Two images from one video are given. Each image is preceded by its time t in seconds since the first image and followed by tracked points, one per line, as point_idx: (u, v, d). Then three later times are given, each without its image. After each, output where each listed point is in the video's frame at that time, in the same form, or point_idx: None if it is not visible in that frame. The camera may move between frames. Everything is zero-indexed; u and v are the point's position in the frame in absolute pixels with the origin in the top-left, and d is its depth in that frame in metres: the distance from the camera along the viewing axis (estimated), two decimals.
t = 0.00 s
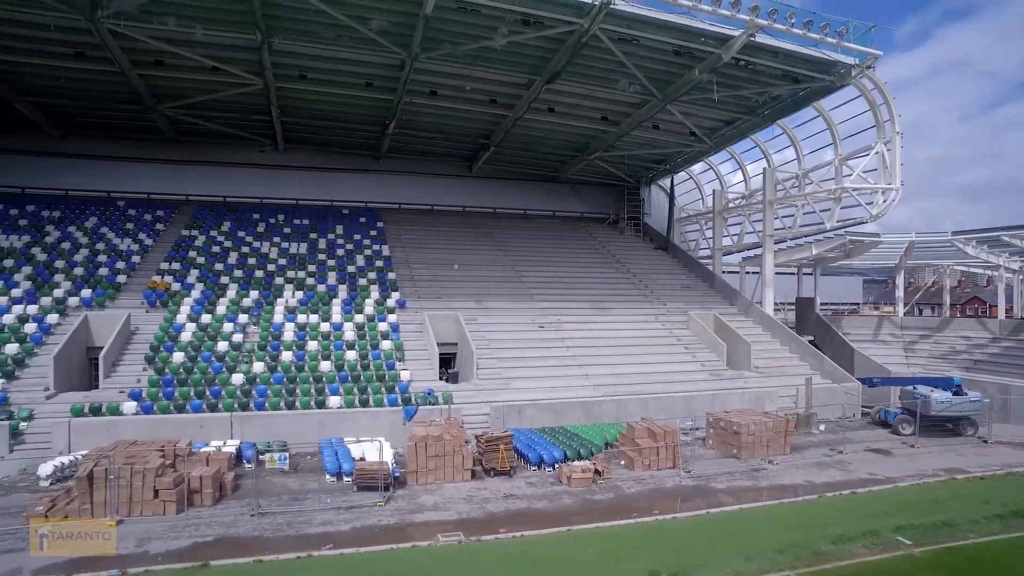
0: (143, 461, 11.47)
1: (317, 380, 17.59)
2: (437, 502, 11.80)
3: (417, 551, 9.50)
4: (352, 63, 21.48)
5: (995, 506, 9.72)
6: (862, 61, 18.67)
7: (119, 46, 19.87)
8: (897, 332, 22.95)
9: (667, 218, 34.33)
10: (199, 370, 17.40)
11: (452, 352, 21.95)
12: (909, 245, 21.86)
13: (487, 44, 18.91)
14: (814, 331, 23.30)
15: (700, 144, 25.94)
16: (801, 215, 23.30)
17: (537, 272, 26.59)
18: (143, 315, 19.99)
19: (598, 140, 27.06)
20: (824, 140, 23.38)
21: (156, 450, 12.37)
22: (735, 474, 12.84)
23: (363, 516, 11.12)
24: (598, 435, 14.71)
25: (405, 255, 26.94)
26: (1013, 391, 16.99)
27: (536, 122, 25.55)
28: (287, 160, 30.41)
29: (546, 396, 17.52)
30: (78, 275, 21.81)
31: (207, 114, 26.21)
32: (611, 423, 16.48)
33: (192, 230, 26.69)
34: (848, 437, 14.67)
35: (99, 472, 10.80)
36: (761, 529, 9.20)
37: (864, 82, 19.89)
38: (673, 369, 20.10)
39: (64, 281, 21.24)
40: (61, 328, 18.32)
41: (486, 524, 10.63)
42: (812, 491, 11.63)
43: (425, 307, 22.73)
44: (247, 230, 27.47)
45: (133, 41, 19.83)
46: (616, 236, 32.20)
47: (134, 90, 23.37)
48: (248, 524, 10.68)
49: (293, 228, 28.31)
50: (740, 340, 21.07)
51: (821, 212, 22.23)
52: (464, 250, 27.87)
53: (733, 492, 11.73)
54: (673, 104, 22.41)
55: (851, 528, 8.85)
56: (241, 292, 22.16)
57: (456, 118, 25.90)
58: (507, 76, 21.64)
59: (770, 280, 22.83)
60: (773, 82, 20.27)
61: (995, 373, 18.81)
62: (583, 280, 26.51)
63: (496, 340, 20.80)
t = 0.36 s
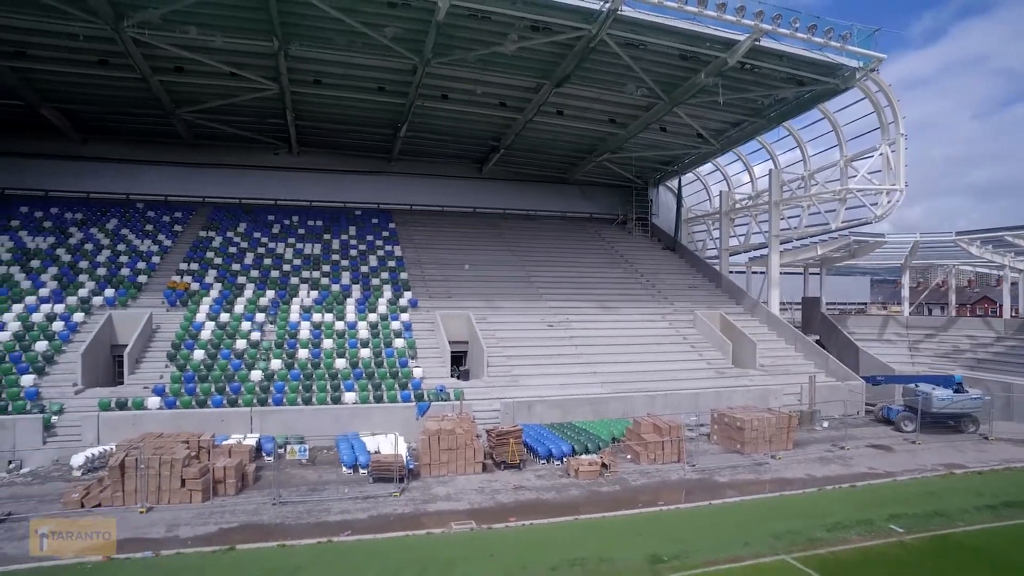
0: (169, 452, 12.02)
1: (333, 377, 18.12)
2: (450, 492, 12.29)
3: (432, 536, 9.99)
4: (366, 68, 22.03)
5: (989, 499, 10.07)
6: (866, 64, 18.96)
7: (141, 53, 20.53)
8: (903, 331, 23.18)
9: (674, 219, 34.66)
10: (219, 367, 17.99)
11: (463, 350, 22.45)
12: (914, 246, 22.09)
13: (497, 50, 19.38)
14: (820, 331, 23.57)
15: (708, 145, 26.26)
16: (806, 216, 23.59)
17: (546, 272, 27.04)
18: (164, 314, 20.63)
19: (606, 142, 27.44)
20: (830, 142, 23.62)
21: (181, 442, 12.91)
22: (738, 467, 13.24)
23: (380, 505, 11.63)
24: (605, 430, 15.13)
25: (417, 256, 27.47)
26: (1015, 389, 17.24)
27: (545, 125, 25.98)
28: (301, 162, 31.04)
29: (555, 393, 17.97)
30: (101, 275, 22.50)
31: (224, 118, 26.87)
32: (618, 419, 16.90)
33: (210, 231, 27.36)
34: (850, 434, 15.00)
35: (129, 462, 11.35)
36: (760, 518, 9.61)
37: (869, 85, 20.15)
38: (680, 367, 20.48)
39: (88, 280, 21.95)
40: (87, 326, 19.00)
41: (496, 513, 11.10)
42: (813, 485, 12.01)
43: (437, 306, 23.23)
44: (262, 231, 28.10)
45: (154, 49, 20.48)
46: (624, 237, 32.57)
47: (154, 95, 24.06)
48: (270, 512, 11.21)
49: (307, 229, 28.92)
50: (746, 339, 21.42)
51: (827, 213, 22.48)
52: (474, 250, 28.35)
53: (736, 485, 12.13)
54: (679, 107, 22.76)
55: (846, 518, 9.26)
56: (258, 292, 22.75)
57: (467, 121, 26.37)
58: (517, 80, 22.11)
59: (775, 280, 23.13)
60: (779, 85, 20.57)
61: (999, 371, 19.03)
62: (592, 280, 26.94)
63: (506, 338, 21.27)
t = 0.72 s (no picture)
0: (195, 444, 12.62)
1: (348, 373, 18.70)
2: (462, 483, 12.82)
3: (446, 523, 10.54)
4: (378, 74, 22.60)
5: (980, 492, 10.46)
6: (868, 68, 19.29)
7: (162, 61, 21.23)
8: (907, 330, 23.47)
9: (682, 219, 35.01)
10: (238, 365, 18.60)
11: (473, 349, 22.99)
12: (917, 246, 22.38)
13: (507, 56, 19.89)
14: (824, 330, 23.91)
15: (714, 147, 26.62)
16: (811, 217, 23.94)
17: (554, 272, 27.53)
18: (184, 313, 21.31)
19: (613, 144, 27.85)
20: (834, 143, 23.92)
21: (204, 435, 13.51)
22: (740, 461, 13.68)
23: (395, 494, 12.18)
24: (612, 425, 15.60)
25: (428, 256, 28.04)
26: (1015, 386, 17.56)
27: (553, 128, 26.45)
28: (314, 165, 31.70)
29: (563, 390, 18.46)
30: (123, 275, 23.24)
31: (240, 122, 27.57)
32: (625, 415, 17.36)
33: (226, 232, 28.06)
34: (851, 430, 15.38)
35: (158, 453, 11.97)
36: (758, 507, 10.06)
37: (872, 87, 20.46)
38: (685, 365, 20.91)
39: (111, 280, 22.69)
40: (112, 325, 19.72)
41: (506, 502, 11.62)
42: (812, 478, 12.42)
43: (448, 306, 23.78)
44: (277, 232, 28.77)
45: (174, 57, 21.17)
46: (631, 237, 32.99)
47: (173, 101, 24.78)
48: (291, 501, 11.79)
49: (320, 230, 29.57)
50: (750, 338, 21.82)
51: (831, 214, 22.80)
52: (484, 251, 28.87)
53: (737, 478, 12.57)
54: (685, 110, 23.16)
55: (840, 509, 9.70)
56: (274, 292, 23.38)
57: (476, 124, 26.90)
58: (525, 85, 22.59)
59: (780, 280, 23.50)
60: (783, 88, 20.94)
61: (1002, 370, 19.30)
62: (599, 280, 27.40)
63: (515, 336, 21.77)
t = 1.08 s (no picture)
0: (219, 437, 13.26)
1: (362, 371, 19.32)
2: (473, 475, 13.39)
3: (458, 511, 11.11)
4: (390, 80, 23.22)
5: (970, 485, 10.90)
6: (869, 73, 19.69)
7: (182, 68, 21.96)
8: (910, 330, 23.81)
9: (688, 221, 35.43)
10: (256, 363, 19.26)
11: (482, 348, 23.59)
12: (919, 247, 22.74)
13: (515, 62, 20.44)
14: (828, 329, 24.29)
15: (719, 149, 27.03)
16: (814, 218, 24.30)
17: (562, 273, 28.07)
18: (203, 313, 22.02)
19: (620, 146, 28.32)
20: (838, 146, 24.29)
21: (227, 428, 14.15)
22: (741, 456, 14.16)
23: (409, 485, 12.76)
24: (617, 421, 16.11)
25: (438, 257, 28.66)
26: (1014, 384, 17.92)
27: (561, 131, 26.96)
28: (327, 168, 32.40)
29: (570, 387, 19.01)
30: (144, 276, 24.03)
31: (256, 127, 28.31)
32: (630, 411, 17.87)
33: (242, 234, 28.81)
34: (851, 426, 15.81)
35: (185, 445, 12.61)
36: (756, 497, 10.55)
37: (874, 91, 20.84)
38: (689, 363, 21.38)
39: (133, 281, 23.47)
40: (135, 324, 20.47)
41: (515, 492, 12.18)
42: (810, 471, 12.89)
43: (458, 305, 24.38)
44: (291, 234, 29.49)
45: (194, 65, 21.90)
46: (638, 238, 33.47)
47: (192, 107, 25.54)
48: (310, 491, 12.39)
49: (333, 232, 30.27)
50: (753, 337, 22.25)
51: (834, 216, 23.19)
52: (493, 252, 29.43)
53: (738, 471, 13.06)
54: (691, 114, 23.61)
55: (833, 500, 10.17)
56: (289, 292, 24.06)
57: (485, 128, 27.46)
58: (534, 90, 23.14)
59: (784, 281, 23.90)
60: (785, 92, 21.35)
61: (1002, 369, 19.64)
62: (606, 280, 27.90)
63: (523, 335, 22.33)
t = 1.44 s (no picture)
0: (240, 430, 13.92)
1: (374, 368, 19.97)
2: (481, 467, 13.99)
3: (468, 500, 11.69)
4: (401, 87, 23.86)
5: (957, 481, 11.36)
6: (869, 77, 20.11)
7: (200, 76, 22.69)
8: (911, 329, 24.18)
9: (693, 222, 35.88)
10: (272, 361, 19.94)
11: (490, 346, 24.22)
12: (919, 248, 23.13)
13: (522, 69, 21.02)
14: (830, 329, 24.68)
15: (723, 152, 27.47)
16: (817, 220, 24.70)
17: (568, 273, 28.62)
18: (220, 312, 22.75)
19: (626, 149, 28.82)
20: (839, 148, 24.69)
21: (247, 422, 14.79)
22: (740, 451, 14.67)
23: (421, 476, 13.38)
24: (621, 417, 16.64)
25: (447, 258, 29.28)
26: (1011, 382, 18.31)
27: (568, 135, 27.50)
28: (338, 171, 33.12)
29: (575, 385, 19.57)
30: (163, 277, 24.83)
31: (270, 132, 29.05)
32: (634, 408, 18.40)
33: (256, 236, 29.55)
34: (848, 423, 16.26)
35: (209, 438, 13.27)
36: (751, 490, 11.05)
37: (874, 96, 21.23)
38: (692, 361, 21.89)
39: (152, 282, 24.28)
40: (156, 323, 21.23)
41: (522, 482, 12.75)
42: (806, 465, 13.38)
43: (467, 305, 24.99)
44: (304, 236, 30.20)
45: (211, 73, 22.63)
46: (644, 239, 33.95)
47: (208, 112, 26.29)
48: (327, 481, 13.03)
49: (345, 234, 30.97)
50: (755, 337, 22.72)
51: (835, 218, 23.60)
52: (501, 253, 30.02)
53: (737, 464, 13.57)
54: (694, 117, 24.08)
55: (826, 494, 10.66)
56: (303, 293, 24.75)
57: (493, 131, 28.05)
58: (540, 95, 23.70)
59: (786, 281, 24.32)
60: (787, 97, 21.80)
61: (1001, 367, 20.00)
62: (612, 281, 28.41)
63: (530, 334, 22.93)
